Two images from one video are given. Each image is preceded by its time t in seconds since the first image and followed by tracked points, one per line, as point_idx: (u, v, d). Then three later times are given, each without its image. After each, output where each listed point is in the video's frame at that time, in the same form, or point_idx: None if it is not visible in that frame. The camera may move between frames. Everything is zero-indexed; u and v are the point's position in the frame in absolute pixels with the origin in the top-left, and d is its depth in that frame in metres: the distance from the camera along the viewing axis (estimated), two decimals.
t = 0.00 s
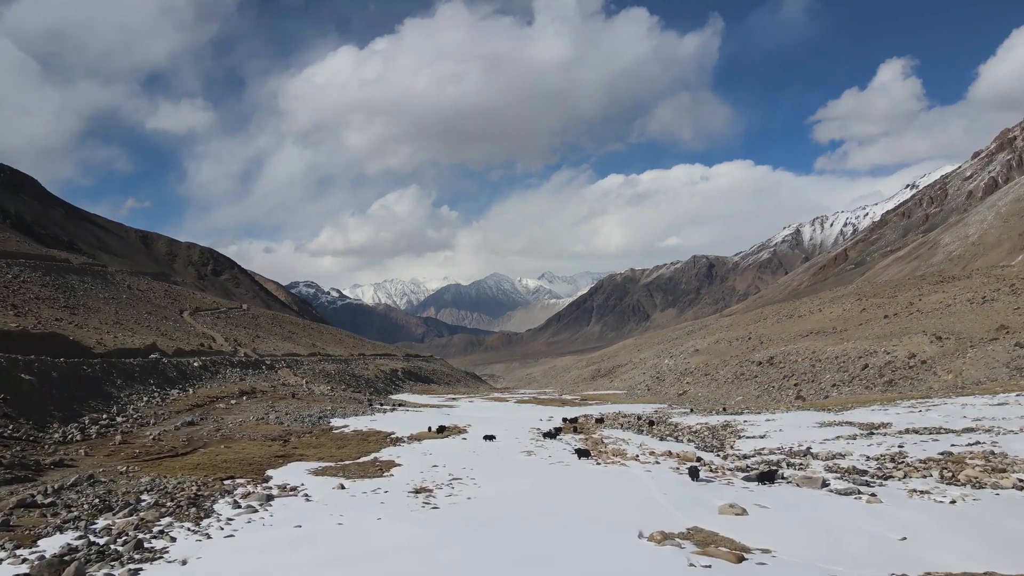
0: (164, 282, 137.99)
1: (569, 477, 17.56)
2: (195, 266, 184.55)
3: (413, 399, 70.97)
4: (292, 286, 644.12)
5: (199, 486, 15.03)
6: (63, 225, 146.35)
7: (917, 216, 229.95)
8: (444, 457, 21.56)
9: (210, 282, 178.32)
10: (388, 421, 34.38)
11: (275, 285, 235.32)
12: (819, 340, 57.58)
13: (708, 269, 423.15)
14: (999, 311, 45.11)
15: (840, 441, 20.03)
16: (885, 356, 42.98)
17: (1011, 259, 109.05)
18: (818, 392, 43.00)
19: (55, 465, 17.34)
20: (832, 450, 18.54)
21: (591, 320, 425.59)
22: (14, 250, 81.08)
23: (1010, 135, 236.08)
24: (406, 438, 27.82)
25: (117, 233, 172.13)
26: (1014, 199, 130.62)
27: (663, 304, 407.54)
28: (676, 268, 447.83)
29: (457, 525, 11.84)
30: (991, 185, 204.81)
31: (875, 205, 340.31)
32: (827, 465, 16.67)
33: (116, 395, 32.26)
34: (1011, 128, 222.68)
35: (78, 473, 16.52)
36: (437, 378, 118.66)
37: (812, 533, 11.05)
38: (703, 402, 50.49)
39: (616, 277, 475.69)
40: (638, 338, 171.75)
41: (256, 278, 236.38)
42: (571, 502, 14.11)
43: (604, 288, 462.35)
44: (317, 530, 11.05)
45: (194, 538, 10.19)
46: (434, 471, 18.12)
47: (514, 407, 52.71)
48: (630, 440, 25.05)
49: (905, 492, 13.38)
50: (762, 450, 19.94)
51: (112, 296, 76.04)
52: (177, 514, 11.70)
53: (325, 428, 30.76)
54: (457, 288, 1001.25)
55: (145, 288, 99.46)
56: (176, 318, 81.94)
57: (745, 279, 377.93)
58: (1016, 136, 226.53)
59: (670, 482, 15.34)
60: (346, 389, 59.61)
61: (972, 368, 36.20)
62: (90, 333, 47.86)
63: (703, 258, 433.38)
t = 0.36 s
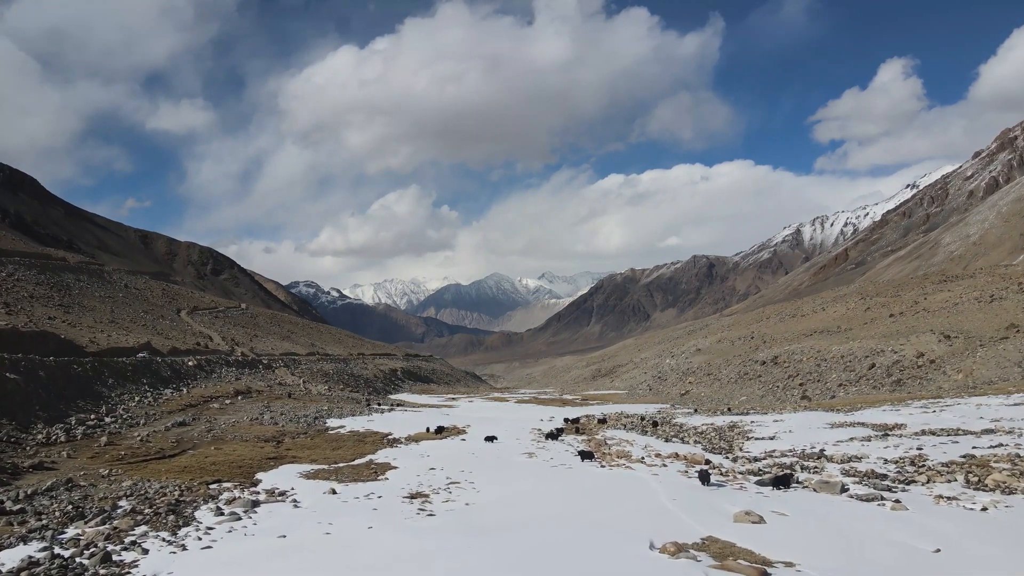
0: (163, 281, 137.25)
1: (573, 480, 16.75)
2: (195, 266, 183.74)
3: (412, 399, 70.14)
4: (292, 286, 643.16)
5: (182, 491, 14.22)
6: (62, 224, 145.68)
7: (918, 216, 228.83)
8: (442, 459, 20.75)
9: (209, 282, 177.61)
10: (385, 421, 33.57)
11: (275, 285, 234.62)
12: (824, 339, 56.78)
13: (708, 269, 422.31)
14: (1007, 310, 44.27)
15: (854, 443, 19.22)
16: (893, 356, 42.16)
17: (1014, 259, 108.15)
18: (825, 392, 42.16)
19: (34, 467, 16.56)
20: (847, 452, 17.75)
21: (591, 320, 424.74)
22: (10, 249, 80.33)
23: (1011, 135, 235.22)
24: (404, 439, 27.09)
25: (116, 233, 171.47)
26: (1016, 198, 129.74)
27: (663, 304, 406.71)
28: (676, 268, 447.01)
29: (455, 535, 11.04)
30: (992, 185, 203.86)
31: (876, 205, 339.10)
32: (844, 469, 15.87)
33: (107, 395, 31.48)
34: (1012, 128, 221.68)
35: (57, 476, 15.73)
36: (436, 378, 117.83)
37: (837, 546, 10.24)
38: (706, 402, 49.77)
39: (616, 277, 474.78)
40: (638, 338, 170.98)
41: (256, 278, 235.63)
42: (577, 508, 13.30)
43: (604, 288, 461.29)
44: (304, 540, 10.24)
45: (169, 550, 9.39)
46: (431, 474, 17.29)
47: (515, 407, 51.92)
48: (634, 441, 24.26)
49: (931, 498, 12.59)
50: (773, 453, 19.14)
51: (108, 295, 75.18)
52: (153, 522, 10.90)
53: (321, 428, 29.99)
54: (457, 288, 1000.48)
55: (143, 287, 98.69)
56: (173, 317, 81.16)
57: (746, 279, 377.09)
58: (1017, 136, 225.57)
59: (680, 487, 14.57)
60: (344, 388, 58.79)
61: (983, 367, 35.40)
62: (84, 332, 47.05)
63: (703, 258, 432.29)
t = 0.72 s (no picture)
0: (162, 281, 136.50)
1: (578, 485, 15.95)
2: (194, 265, 182.87)
3: (411, 399, 69.29)
4: (292, 286, 642.34)
5: (163, 496, 13.43)
6: (61, 223, 145.01)
7: (919, 216, 227.73)
8: (439, 461, 19.96)
9: (209, 282, 176.96)
10: (383, 422, 32.78)
11: (275, 284, 233.97)
12: (828, 338, 55.92)
13: (709, 269, 421.39)
14: (1017, 309, 43.40)
15: (869, 445, 18.44)
16: (901, 355, 41.31)
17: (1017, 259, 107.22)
18: (831, 392, 41.34)
19: (11, 470, 15.77)
20: (863, 455, 16.94)
21: (591, 320, 423.97)
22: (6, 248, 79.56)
23: (1012, 135, 234.16)
24: (401, 440, 26.30)
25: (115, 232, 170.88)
26: (1017, 198, 128.84)
27: (663, 304, 405.89)
28: (676, 268, 446.14)
29: (452, 546, 10.22)
30: (993, 185, 202.81)
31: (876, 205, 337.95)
32: (863, 473, 15.06)
33: (96, 395, 30.67)
34: (1013, 128, 220.51)
35: (33, 479, 14.93)
36: (436, 378, 117.01)
37: (868, 559, 9.40)
38: (709, 402, 48.96)
39: (616, 277, 473.94)
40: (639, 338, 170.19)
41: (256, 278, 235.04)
42: (581, 516, 12.50)
43: (604, 288, 460.25)
44: (286, 553, 9.41)
45: (138, 565, 8.58)
46: (428, 477, 16.46)
47: (515, 407, 51.15)
48: (639, 443, 23.44)
49: (961, 505, 11.79)
50: (786, 454, 18.35)
51: (105, 294, 74.36)
52: (125, 533, 10.09)
53: (316, 429, 29.17)
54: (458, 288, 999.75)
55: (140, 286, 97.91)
56: (170, 316, 80.32)
57: (746, 279, 376.21)
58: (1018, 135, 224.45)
59: (691, 492, 13.76)
60: (342, 388, 57.90)
61: (994, 367, 34.57)
62: (76, 331, 46.20)
63: (704, 258, 431.29)
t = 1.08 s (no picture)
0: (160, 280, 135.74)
1: (582, 490, 15.18)
2: (194, 265, 182.05)
3: (410, 399, 68.48)
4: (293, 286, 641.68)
5: (141, 502, 12.63)
6: (59, 222, 144.24)
7: (919, 216, 226.78)
8: (436, 464, 19.16)
9: (209, 281, 176.47)
10: (380, 422, 32.04)
11: (275, 284, 233.43)
12: (833, 338, 55.13)
13: (709, 269, 420.65)
14: None
15: (886, 447, 17.65)
16: (909, 354, 40.47)
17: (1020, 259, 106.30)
18: (837, 392, 40.54)
19: None
20: (881, 458, 16.13)
21: (591, 320, 423.23)
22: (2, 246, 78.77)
23: (1013, 135, 233.29)
24: (398, 441, 25.52)
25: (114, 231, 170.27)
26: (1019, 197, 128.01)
27: (663, 304, 405.09)
28: (676, 268, 445.37)
29: (448, 558, 9.45)
30: (994, 185, 201.92)
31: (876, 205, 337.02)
32: (882, 477, 14.27)
33: (85, 394, 29.84)
34: (1014, 128, 219.51)
35: (6, 484, 14.14)
36: (435, 378, 116.20)
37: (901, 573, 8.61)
38: (713, 402, 48.21)
39: (616, 277, 473.12)
40: (639, 338, 169.49)
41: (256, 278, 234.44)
42: (587, 526, 11.69)
43: (604, 288, 459.43)
44: (266, 566, 8.61)
45: None
46: (424, 481, 15.67)
47: (515, 407, 50.43)
48: (644, 444, 22.64)
49: (993, 512, 11.01)
50: (799, 457, 17.55)
51: (100, 293, 73.53)
52: (91, 545, 9.30)
53: (311, 430, 28.39)
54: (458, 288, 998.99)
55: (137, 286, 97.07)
56: (167, 316, 79.53)
57: (746, 279, 375.33)
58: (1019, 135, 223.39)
59: (702, 498, 12.97)
60: (339, 388, 57.04)
61: (1006, 366, 33.78)
62: (69, 329, 45.38)
63: (704, 258, 430.42)
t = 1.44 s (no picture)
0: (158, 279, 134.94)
1: (586, 495, 14.36)
2: (194, 265, 181.29)
3: (409, 399, 67.66)
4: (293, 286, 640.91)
5: (115, 509, 11.82)
6: (58, 220, 143.59)
7: (920, 216, 225.88)
8: (432, 466, 18.30)
9: (209, 281, 175.86)
10: (377, 423, 31.25)
11: (275, 284, 232.73)
12: (838, 337, 54.30)
13: (709, 269, 419.69)
14: None
15: (906, 450, 16.80)
16: (917, 353, 39.65)
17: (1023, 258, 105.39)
18: (844, 392, 39.73)
19: None
20: (902, 461, 15.30)
21: (591, 320, 422.40)
22: None
23: (1014, 134, 232.11)
24: (395, 443, 24.74)
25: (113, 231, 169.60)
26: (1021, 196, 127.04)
27: (664, 304, 404.11)
28: (677, 268, 444.45)
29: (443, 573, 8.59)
30: (995, 185, 200.80)
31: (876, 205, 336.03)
32: (906, 482, 13.44)
33: (73, 393, 29.05)
34: (1015, 128, 218.49)
35: None
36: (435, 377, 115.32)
37: None
38: (716, 402, 47.45)
39: (616, 277, 472.30)
40: (639, 338, 168.62)
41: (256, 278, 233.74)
42: (593, 535, 10.88)
43: (604, 288, 458.59)
44: None
45: None
46: (420, 485, 14.82)
47: (516, 408, 49.64)
48: (649, 446, 21.81)
49: None
50: (814, 459, 16.70)
51: (96, 291, 72.70)
52: (50, 560, 8.48)
53: (306, 431, 27.60)
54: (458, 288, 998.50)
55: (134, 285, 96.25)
56: (164, 314, 78.75)
57: (746, 279, 374.42)
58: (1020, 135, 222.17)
59: (716, 505, 12.15)
60: (337, 388, 56.24)
61: (1018, 365, 33.00)
62: (62, 328, 44.59)
63: (704, 258, 429.48)
